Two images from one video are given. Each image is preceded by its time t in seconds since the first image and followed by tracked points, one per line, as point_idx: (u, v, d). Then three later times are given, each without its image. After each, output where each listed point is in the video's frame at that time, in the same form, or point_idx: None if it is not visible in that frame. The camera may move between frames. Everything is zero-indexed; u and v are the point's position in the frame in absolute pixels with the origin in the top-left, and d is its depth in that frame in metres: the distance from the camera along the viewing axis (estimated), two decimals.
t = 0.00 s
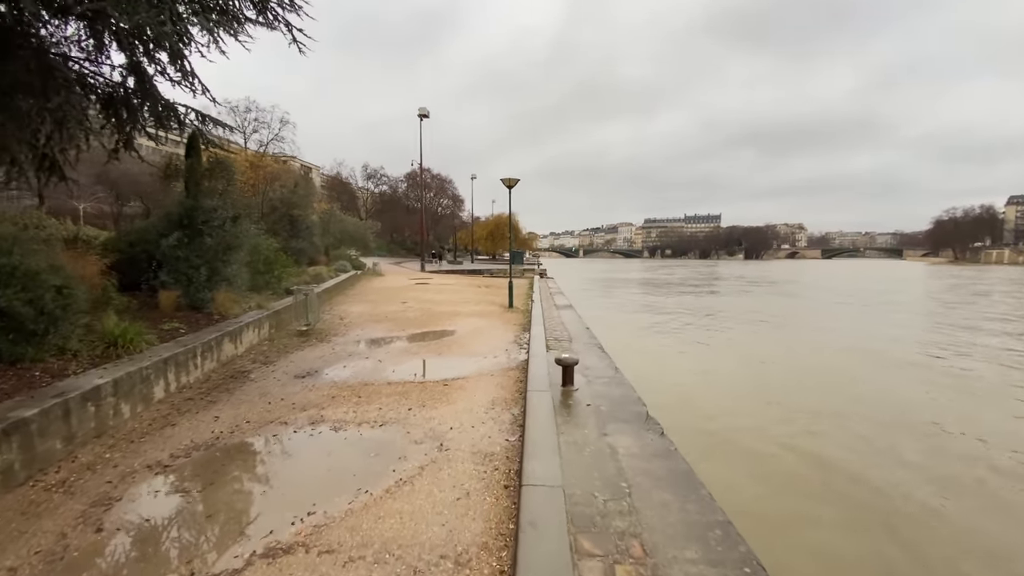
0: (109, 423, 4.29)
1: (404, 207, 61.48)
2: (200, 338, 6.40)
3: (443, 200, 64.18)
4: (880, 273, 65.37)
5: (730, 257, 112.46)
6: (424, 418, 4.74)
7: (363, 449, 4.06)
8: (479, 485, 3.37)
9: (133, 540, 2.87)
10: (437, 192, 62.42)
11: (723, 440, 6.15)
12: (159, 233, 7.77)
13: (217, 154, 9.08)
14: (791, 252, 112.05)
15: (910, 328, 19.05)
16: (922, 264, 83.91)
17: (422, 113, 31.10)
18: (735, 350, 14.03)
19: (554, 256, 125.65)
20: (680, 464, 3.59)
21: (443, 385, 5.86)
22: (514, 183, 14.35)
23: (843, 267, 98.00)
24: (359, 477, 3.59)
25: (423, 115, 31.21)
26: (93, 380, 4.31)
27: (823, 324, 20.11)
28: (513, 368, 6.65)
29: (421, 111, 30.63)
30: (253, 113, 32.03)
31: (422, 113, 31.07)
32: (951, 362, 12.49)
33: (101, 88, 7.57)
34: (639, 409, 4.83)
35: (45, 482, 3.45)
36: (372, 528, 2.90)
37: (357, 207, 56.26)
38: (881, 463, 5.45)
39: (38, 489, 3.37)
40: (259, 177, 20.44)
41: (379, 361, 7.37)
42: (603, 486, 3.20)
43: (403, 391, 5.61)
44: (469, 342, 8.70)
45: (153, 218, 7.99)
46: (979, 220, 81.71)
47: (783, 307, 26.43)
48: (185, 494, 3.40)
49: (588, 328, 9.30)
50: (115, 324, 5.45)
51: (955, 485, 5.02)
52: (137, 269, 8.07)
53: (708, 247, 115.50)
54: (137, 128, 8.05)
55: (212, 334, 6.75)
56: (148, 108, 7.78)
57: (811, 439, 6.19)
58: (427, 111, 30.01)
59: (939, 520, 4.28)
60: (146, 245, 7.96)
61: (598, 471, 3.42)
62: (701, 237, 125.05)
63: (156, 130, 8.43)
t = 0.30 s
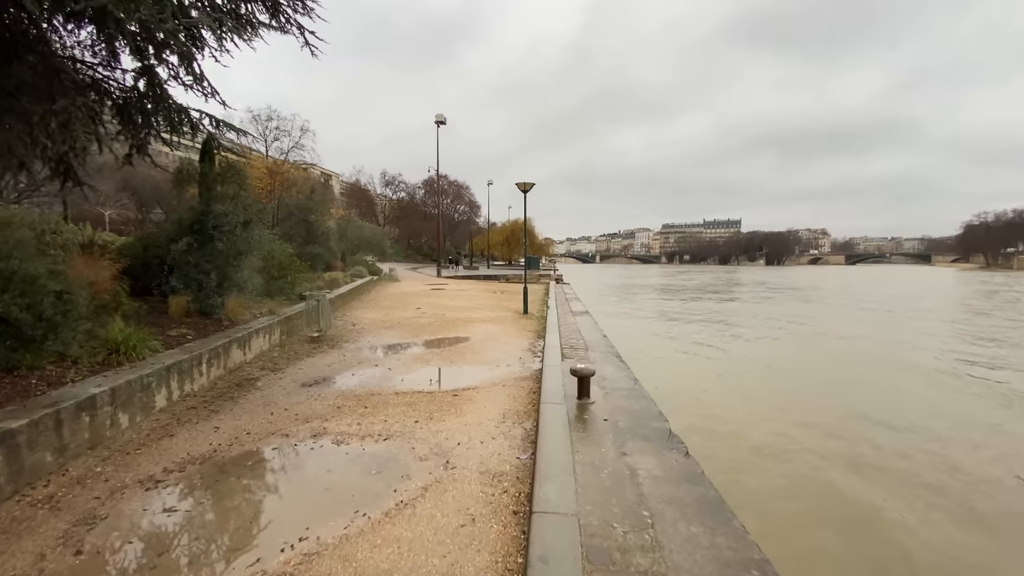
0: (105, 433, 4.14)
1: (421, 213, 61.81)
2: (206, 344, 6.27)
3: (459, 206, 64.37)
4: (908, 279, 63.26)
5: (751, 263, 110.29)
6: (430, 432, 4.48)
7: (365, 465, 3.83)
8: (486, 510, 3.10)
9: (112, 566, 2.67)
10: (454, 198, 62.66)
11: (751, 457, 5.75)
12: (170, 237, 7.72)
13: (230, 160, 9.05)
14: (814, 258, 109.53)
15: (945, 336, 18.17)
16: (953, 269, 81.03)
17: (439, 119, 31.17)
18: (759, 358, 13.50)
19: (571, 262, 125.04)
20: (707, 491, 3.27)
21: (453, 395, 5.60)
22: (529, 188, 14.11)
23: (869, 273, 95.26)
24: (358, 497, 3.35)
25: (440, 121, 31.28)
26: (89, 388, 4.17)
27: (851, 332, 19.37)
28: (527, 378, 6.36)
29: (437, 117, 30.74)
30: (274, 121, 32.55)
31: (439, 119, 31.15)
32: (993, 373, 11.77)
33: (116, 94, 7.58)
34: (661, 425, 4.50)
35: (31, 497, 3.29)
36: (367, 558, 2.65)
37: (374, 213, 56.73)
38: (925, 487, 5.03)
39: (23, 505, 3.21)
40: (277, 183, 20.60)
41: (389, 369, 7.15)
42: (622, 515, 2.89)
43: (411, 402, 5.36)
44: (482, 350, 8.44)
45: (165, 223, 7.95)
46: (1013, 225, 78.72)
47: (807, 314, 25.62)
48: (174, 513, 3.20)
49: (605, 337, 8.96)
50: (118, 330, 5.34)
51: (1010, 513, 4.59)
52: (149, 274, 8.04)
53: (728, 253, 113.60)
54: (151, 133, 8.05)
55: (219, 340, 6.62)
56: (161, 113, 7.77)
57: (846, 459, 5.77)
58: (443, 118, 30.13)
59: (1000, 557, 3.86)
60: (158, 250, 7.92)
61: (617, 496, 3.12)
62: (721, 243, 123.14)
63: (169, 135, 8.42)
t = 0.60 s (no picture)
0: (94, 450, 3.98)
1: (437, 220, 61.93)
2: (209, 354, 6.10)
3: (475, 213, 64.46)
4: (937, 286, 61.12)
5: (772, 269, 108.05)
6: (435, 452, 4.19)
7: (364, 489, 3.57)
8: (490, 547, 2.80)
9: None
10: (470, 205, 62.81)
11: (783, 481, 5.31)
12: (178, 245, 7.62)
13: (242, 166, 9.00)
14: (838, 264, 106.76)
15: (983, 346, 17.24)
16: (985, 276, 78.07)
17: (455, 127, 31.18)
18: (785, 368, 12.90)
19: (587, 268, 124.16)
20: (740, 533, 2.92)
21: (461, 411, 5.31)
22: (544, 194, 13.84)
23: (896, 280, 92.37)
24: (352, 529, 3.07)
25: (456, 128, 31.28)
26: (81, 402, 4.00)
27: (882, 341, 18.51)
28: (540, 393, 6.03)
29: (454, 124, 30.79)
30: (293, 130, 32.96)
31: (455, 127, 31.14)
32: None
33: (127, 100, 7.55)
34: (684, 450, 4.14)
35: (7, 521, 3.11)
36: None
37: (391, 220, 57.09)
38: (980, 522, 4.57)
39: None
40: (293, 190, 20.66)
41: (397, 380, 6.89)
42: (643, 560, 2.57)
43: (416, 417, 5.08)
44: (494, 360, 8.13)
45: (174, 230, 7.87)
46: None
47: (834, 322, 24.70)
48: (154, 543, 2.98)
49: (623, 347, 8.58)
50: (117, 339, 5.19)
51: None
52: (159, 281, 7.97)
53: (748, 259, 111.51)
54: (162, 139, 8.02)
55: (224, 350, 6.45)
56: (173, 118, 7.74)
57: (889, 484, 5.29)
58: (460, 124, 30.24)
59: None
60: (167, 257, 7.84)
61: (637, 535, 2.79)
62: (741, 249, 121.04)
63: (181, 142, 8.37)
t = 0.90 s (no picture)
0: (81, 465, 3.80)
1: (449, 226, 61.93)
2: (210, 362, 5.92)
3: (487, 218, 64.41)
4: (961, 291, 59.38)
5: (788, 275, 106.20)
6: (438, 471, 3.92)
7: (361, 512, 3.31)
8: None
9: None
10: (482, 211, 62.79)
11: (815, 499, 4.93)
12: (182, 250, 7.49)
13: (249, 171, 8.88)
14: (856, 269, 104.64)
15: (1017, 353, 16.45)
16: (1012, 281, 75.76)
17: (467, 132, 31.12)
18: (808, 375, 12.37)
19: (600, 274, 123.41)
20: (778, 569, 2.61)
21: (468, 424, 5.03)
22: (556, 198, 13.57)
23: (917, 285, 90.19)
24: (345, 558, 2.80)
25: (468, 134, 31.20)
26: (67, 413, 3.83)
27: (907, 347, 17.86)
28: (552, 405, 5.73)
29: (466, 130, 30.76)
30: (306, 138, 33.25)
31: (465, 132, 31.10)
32: None
33: (132, 104, 7.48)
34: (709, 472, 3.82)
35: None
36: None
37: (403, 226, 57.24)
38: None
39: None
40: (305, 196, 20.66)
41: (403, 389, 6.63)
42: None
43: (421, 431, 4.81)
44: (503, 369, 7.83)
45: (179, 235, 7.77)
46: None
47: (855, 328, 23.99)
48: (132, 571, 2.75)
49: (638, 356, 8.23)
50: (112, 347, 5.03)
51: None
52: (164, 287, 7.86)
53: (763, 264, 109.92)
54: (168, 143, 7.94)
55: (225, 357, 6.27)
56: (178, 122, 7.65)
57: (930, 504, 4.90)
58: (472, 130, 30.20)
59: None
60: (171, 262, 7.72)
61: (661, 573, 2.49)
62: (756, 254, 119.31)
63: (187, 146, 8.28)
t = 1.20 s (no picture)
0: (60, 484, 3.57)
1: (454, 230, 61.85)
2: (204, 371, 5.70)
3: (492, 223, 64.36)
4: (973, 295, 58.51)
5: (796, 278, 105.27)
6: (438, 492, 3.65)
7: (354, 540, 3.04)
8: None
9: None
10: (487, 215, 62.76)
11: (839, 516, 4.63)
12: (178, 255, 7.29)
13: (249, 175, 8.72)
14: (865, 272, 103.52)
15: None
16: None
17: (473, 137, 31.06)
18: (823, 381, 11.99)
19: (605, 278, 122.94)
20: None
21: (471, 438, 4.77)
22: (562, 202, 13.32)
23: (928, 288, 89.04)
24: None
25: (473, 138, 31.12)
26: (45, 428, 3.60)
27: (922, 351, 17.40)
28: (559, 417, 5.44)
29: (472, 134, 30.76)
30: (312, 143, 33.27)
31: (471, 137, 30.97)
32: None
33: (130, 106, 7.30)
34: (730, 495, 3.53)
35: None
36: None
37: (408, 231, 57.30)
38: None
39: None
40: (309, 201, 20.56)
41: (404, 399, 6.38)
42: None
43: (421, 446, 4.55)
44: (508, 377, 7.57)
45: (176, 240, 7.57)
46: None
47: (868, 332, 23.50)
48: None
49: (649, 364, 7.93)
50: (101, 356, 4.82)
51: None
52: (161, 293, 7.69)
53: (771, 268, 109.00)
54: (166, 146, 7.78)
55: (221, 366, 6.05)
56: (175, 125, 7.49)
57: (966, 523, 4.58)
58: (477, 133, 30.24)
59: None
60: (168, 268, 7.55)
61: None
62: (763, 257, 118.41)
63: (186, 148, 8.10)
